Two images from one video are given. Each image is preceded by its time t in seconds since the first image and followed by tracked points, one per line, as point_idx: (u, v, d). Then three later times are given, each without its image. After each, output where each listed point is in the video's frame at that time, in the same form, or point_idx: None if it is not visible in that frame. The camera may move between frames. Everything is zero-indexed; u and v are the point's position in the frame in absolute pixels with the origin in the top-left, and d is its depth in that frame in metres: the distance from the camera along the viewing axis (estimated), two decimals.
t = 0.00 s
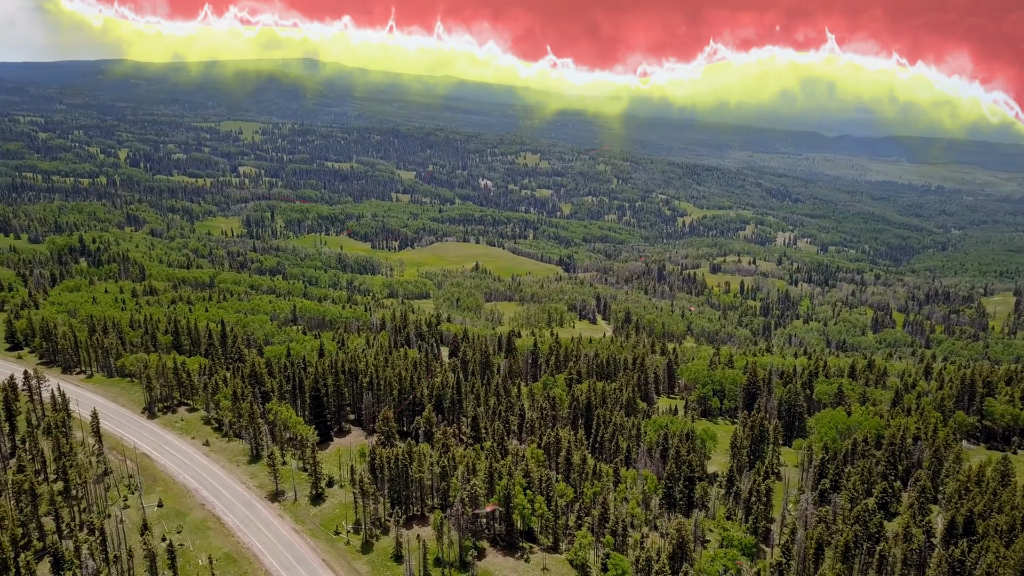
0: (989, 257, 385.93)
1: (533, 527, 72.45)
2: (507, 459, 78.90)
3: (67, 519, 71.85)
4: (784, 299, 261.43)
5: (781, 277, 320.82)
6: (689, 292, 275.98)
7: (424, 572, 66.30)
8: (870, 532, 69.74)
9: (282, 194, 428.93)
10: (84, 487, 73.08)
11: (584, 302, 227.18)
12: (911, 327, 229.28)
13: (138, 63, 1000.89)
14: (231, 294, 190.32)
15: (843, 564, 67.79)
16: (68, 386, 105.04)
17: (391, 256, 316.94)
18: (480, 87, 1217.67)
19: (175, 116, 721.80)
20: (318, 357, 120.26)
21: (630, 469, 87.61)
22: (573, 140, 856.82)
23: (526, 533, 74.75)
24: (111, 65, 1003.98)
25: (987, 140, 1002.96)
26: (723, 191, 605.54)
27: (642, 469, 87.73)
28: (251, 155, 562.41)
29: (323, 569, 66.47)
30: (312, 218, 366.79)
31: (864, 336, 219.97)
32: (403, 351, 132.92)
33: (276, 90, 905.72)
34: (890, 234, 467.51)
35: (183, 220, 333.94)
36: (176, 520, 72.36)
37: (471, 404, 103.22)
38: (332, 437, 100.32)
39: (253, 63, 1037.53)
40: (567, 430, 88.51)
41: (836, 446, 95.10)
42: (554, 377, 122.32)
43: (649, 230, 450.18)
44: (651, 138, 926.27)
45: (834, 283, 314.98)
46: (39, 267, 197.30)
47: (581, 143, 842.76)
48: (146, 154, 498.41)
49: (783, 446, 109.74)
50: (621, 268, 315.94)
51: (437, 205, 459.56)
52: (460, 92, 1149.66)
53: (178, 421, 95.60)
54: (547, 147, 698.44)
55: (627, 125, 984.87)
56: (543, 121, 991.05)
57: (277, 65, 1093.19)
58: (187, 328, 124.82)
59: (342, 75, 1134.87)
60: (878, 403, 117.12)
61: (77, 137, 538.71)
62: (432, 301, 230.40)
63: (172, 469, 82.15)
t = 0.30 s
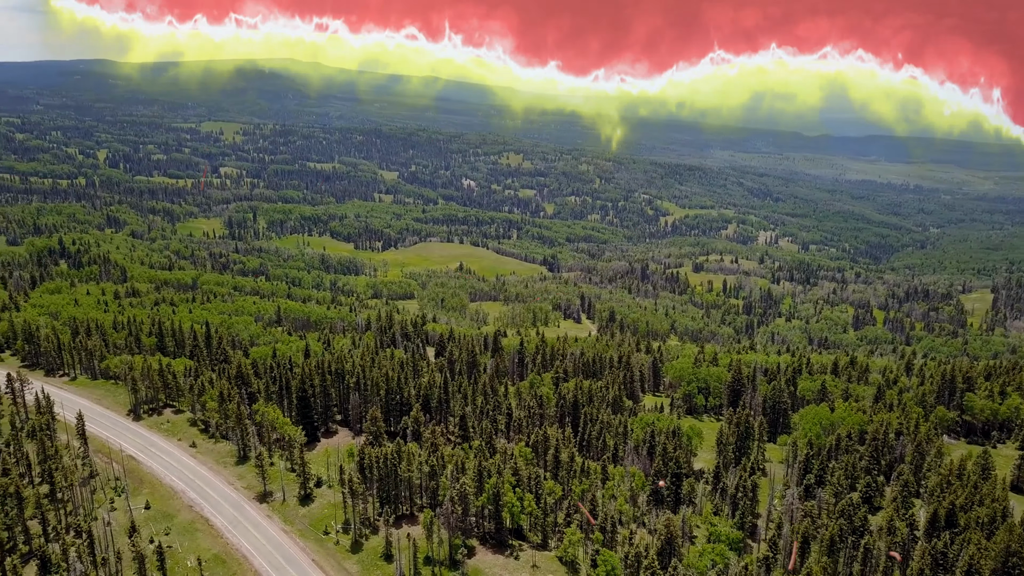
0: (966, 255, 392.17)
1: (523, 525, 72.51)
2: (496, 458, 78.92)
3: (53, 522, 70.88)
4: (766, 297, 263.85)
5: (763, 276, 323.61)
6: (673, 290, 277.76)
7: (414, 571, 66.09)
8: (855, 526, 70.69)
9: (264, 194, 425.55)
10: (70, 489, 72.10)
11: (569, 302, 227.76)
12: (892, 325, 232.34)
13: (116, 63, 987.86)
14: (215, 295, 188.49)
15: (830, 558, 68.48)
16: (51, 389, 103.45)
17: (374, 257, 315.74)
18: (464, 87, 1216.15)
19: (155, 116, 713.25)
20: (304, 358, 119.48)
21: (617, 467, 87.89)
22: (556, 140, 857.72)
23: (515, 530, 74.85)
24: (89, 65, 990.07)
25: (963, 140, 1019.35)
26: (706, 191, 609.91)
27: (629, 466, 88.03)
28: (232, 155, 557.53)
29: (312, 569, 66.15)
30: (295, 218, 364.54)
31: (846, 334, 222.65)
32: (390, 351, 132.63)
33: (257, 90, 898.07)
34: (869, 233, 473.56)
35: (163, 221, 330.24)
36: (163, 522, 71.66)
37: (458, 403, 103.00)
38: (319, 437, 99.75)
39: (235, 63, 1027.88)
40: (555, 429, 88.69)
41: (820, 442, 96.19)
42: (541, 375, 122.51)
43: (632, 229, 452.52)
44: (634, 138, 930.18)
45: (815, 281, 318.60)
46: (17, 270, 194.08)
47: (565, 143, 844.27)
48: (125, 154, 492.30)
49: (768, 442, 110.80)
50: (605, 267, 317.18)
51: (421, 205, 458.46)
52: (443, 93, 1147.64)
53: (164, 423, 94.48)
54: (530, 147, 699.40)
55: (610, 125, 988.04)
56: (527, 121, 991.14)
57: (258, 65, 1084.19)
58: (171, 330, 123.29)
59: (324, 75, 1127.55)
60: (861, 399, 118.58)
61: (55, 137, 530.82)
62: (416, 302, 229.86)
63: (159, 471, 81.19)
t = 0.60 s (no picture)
0: (945, 252, 398.32)
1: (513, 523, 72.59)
2: (485, 456, 78.92)
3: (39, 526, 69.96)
4: (749, 296, 266.20)
5: (746, 275, 326.33)
6: (656, 289, 279.18)
7: (405, 571, 65.94)
8: (841, 520, 71.45)
9: (246, 195, 421.92)
10: (57, 492, 71.24)
11: (554, 301, 227.95)
12: (873, 322, 235.24)
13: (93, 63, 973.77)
14: (198, 296, 186.39)
15: (816, 552, 69.27)
16: (34, 392, 101.86)
17: (357, 257, 314.03)
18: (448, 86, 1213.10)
19: (134, 117, 704.07)
20: (290, 359, 118.80)
21: (605, 464, 88.23)
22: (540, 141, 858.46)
23: (505, 529, 74.92)
24: (65, 65, 974.89)
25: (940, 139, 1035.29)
26: (688, 190, 613.94)
27: (616, 463, 88.42)
28: (214, 156, 552.20)
29: (302, 569, 65.79)
30: (277, 220, 361.92)
31: (828, 331, 224.88)
32: (376, 351, 132.07)
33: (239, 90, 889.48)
34: (850, 232, 479.25)
35: (144, 223, 326.14)
36: (152, 524, 70.90)
37: (446, 403, 102.79)
38: (307, 438, 99.16)
39: (216, 62, 1017.35)
40: (543, 427, 88.79)
41: (805, 438, 97.18)
42: (528, 374, 122.63)
43: (615, 229, 454.35)
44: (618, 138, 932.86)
45: (797, 279, 321.99)
46: None
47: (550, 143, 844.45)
48: (104, 155, 485.78)
49: (754, 439, 111.81)
50: (589, 267, 318.09)
51: (404, 205, 457.18)
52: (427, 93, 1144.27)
53: (150, 425, 93.42)
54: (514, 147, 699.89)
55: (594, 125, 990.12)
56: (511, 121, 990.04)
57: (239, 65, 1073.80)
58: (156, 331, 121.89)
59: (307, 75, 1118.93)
60: (844, 395, 119.97)
61: (32, 138, 522.20)
62: (401, 302, 229.01)
63: (146, 473, 80.21)
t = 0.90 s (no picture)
0: (923, 251, 403.95)
1: (503, 521, 72.57)
2: (475, 455, 78.84)
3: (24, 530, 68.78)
4: (732, 295, 268.49)
5: (729, 274, 328.98)
6: (640, 288, 280.59)
7: (395, 571, 65.63)
8: (827, 515, 72.30)
9: (227, 196, 418.47)
10: (43, 495, 70.22)
11: (539, 302, 228.13)
12: (855, 320, 237.77)
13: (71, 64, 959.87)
14: (181, 298, 184.64)
15: (803, 547, 69.90)
16: (17, 396, 100.10)
17: (340, 258, 312.45)
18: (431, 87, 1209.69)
19: (113, 118, 694.91)
20: (276, 360, 117.87)
21: (593, 462, 88.36)
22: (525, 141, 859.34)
23: (494, 528, 74.99)
24: (42, 65, 960.10)
25: (918, 139, 1050.17)
26: (671, 190, 617.75)
27: (605, 461, 88.49)
28: (195, 157, 547.04)
29: (292, 570, 65.25)
30: (259, 221, 359.23)
31: (810, 329, 227.02)
32: (363, 352, 131.34)
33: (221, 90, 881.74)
34: (831, 231, 484.51)
35: (124, 224, 322.34)
36: (140, 526, 70.03)
37: (433, 404, 102.45)
38: (294, 439, 98.44)
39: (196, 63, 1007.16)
40: (531, 426, 88.77)
41: (791, 435, 98.01)
42: (515, 373, 122.60)
43: (598, 229, 456.56)
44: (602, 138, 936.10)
45: (779, 278, 325.22)
46: None
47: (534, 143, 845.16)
48: (83, 157, 479.35)
49: (740, 436, 112.68)
50: (573, 267, 318.85)
51: (387, 206, 455.58)
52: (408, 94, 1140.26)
53: (136, 428, 92.29)
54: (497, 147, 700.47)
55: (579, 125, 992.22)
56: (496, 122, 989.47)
57: (220, 65, 1063.70)
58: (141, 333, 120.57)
59: (289, 75, 1111.41)
60: (829, 392, 121.34)
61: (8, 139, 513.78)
62: (385, 303, 228.06)
63: (133, 476, 79.19)
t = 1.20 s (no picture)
0: (903, 250, 409.07)
1: (493, 520, 72.48)
2: (465, 455, 78.68)
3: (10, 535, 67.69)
4: (716, 294, 270.45)
5: (712, 273, 331.54)
6: (624, 288, 281.91)
7: (386, 571, 65.46)
8: (814, 510, 73.00)
9: (209, 197, 414.80)
10: (29, 499, 69.15)
11: (524, 301, 228.33)
12: (837, 318, 239.97)
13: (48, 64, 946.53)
14: (165, 300, 183.01)
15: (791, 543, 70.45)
16: None
17: (324, 259, 310.97)
18: (414, 87, 1206.28)
19: (92, 119, 686.22)
20: (262, 362, 117.02)
21: (582, 461, 88.50)
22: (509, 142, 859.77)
23: (485, 527, 74.90)
24: (19, 66, 945.76)
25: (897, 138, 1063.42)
26: (653, 190, 620.82)
27: (594, 460, 88.71)
28: (176, 158, 541.58)
29: (283, 572, 64.74)
30: (241, 222, 356.56)
31: (793, 327, 229.03)
32: (350, 353, 130.62)
33: (203, 90, 873.89)
34: (812, 230, 489.59)
35: (104, 226, 318.79)
36: (128, 529, 69.17)
37: (422, 404, 102.19)
38: (281, 441, 97.75)
39: (177, 63, 997.16)
40: (521, 426, 88.63)
41: (777, 432, 98.73)
42: (503, 373, 122.57)
43: (581, 229, 457.99)
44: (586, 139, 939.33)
45: (762, 276, 328.01)
46: None
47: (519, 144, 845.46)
48: (61, 159, 472.91)
49: (727, 434, 113.43)
50: (557, 267, 319.37)
51: (370, 206, 453.73)
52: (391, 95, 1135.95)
53: (122, 431, 91.18)
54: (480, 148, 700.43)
55: (563, 125, 994.52)
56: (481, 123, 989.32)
57: (201, 65, 1053.83)
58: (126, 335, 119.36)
59: (271, 76, 1104.05)
60: (814, 389, 122.50)
61: None
62: (370, 304, 227.15)
63: (120, 479, 78.21)
